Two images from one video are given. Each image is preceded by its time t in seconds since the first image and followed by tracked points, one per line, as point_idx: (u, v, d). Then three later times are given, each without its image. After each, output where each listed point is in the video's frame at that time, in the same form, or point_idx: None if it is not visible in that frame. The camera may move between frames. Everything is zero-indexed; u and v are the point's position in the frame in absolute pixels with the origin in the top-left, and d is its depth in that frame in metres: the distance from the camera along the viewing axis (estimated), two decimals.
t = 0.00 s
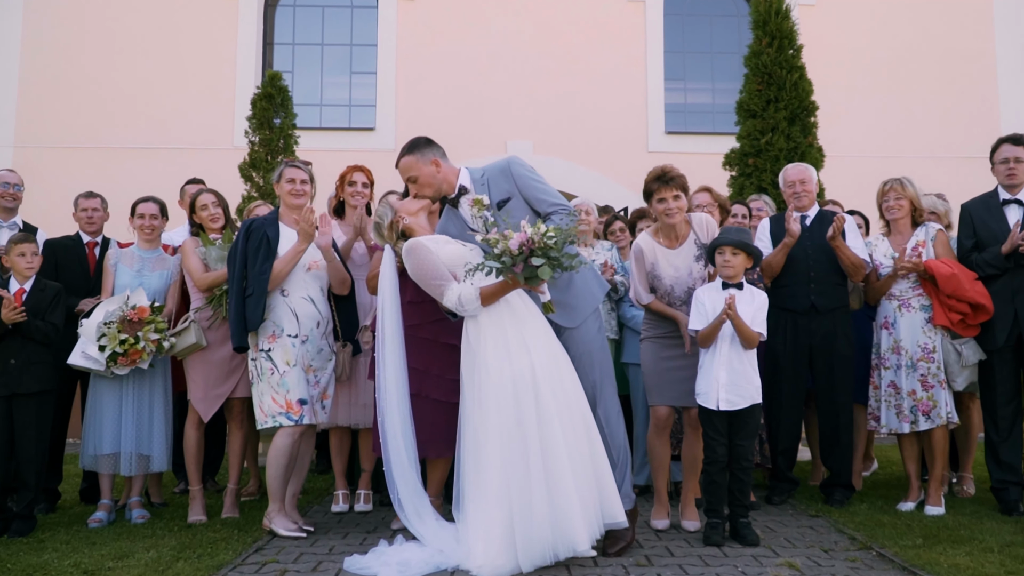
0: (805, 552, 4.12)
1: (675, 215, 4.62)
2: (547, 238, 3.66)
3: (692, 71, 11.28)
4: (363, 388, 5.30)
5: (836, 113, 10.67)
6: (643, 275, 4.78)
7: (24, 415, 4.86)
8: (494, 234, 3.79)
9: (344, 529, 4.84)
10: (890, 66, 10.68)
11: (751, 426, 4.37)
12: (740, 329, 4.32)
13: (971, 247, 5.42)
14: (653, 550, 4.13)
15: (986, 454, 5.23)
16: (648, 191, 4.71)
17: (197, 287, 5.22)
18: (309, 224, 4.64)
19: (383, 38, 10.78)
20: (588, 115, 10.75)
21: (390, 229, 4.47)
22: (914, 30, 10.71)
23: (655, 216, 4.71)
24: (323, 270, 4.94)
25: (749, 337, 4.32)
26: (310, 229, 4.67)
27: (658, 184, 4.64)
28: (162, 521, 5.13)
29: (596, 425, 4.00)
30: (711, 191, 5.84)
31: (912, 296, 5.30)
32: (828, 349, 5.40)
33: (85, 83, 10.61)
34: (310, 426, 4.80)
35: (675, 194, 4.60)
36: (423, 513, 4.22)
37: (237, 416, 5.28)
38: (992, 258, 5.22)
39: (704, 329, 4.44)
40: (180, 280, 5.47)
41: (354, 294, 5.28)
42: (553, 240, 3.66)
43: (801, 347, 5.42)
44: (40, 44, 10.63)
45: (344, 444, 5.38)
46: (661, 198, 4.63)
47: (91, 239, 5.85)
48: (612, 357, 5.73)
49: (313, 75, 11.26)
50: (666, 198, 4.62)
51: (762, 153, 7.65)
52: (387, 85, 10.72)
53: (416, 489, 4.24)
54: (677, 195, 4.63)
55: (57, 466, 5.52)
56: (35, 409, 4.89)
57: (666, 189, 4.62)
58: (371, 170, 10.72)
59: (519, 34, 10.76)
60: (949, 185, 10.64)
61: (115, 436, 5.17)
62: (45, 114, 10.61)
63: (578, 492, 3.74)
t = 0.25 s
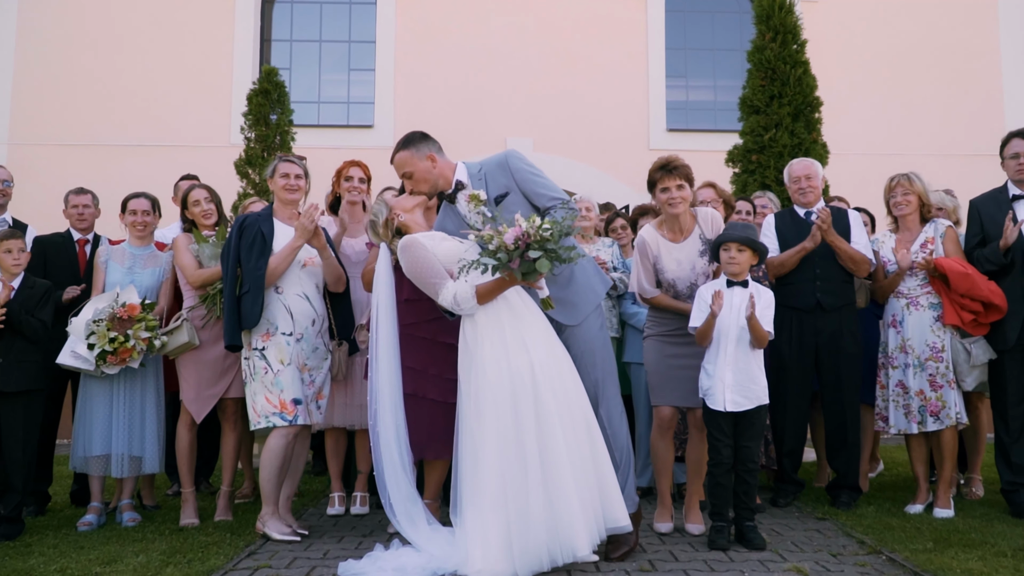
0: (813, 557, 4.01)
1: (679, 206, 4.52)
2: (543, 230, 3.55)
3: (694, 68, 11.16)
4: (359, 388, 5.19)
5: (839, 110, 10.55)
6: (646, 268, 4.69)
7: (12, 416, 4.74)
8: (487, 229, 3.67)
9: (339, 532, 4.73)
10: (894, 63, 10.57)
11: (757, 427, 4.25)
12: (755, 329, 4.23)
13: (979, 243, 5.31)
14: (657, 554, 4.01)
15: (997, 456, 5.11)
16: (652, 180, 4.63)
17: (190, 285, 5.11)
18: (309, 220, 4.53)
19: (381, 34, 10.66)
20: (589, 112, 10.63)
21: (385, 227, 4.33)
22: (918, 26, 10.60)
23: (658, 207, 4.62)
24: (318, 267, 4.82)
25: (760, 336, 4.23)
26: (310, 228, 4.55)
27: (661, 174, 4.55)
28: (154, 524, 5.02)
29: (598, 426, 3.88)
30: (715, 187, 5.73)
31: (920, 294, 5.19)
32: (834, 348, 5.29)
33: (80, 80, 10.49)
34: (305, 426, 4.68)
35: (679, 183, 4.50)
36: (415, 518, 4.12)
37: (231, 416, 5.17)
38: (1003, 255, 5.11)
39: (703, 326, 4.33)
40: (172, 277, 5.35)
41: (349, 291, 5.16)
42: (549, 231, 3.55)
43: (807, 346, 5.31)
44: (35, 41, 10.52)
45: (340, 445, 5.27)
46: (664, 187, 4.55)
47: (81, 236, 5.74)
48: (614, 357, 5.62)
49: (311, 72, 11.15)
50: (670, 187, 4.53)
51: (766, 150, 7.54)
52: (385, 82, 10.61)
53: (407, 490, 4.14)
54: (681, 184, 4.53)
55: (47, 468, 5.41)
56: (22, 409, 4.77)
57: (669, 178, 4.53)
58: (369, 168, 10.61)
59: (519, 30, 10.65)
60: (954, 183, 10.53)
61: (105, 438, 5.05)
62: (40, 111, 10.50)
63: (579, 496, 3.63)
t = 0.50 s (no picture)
0: (821, 563, 3.90)
1: (683, 197, 4.45)
2: (539, 223, 3.48)
3: (695, 66, 11.05)
4: (355, 388, 5.08)
5: (842, 108, 10.44)
6: (648, 262, 4.59)
7: None
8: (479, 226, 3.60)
9: (335, 536, 4.62)
10: (897, 60, 10.46)
11: (763, 429, 4.16)
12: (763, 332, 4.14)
13: (988, 241, 5.21)
14: (660, 560, 3.91)
15: (1006, 458, 4.96)
16: (655, 172, 4.58)
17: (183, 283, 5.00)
18: (287, 214, 4.37)
19: (380, 31, 10.56)
20: (590, 111, 10.53)
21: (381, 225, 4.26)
22: (922, 23, 10.49)
23: (661, 198, 4.54)
24: (314, 264, 4.72)
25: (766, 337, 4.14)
26: (289, 221, 4.38)
27: (664, 164, 4.50)
28: (145, 527, 4.91)
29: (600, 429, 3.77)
30: (719, 184, 5.62)
31: (929, 293, 5.09)
32: (841, 348, 5.18)
33: (75, 77, 10.39)
34: (300, 428, 4.57)
35: (683, 174, 4.45)
36: (410, 524, 4.04)
37: (225, 417, 5.06)
38: (1012, 255, 4.99)
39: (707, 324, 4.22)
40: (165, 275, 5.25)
41: (345, 289, 5.06)
42: (545, 224, 3.49)
43: (812, 346, 5.20)
44: (31, 38, 10.42)
45: (335, 447, 5.16)
46: (667, 178, 4.48)
47: (74, 233, 5.68)
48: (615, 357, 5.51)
49: (309, 69, 11.05)
50: (673, 177, 4.47)
51: (769, 148, 7.44)
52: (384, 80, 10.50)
53: (400, 489, 4.04)
54: (684, 175, 4.47)
55: (38, 469, 5.30)
56: (11, 410, 4.66)
57: (672, 169, 4.48)
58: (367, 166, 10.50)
59: (518, 27, 10.55)
60: (958, 182, 10.42)
61: (96, 439, 4.94)
62: (35, 109, 10.39)
63: (579, 500, 3.51)
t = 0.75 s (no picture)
0: (831, 570, 3.78)
1: (688, 187, 4.37)
2: (531, 215, 3.39)
3: (697, 63, 10.93)
4: (351, 390, 4.96)
5: (845, 106, 10.32)
6: (651, 255, 4.44)
7: None
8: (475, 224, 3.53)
9: (330, 541, 4.50)
10: (901, 57, 10.34)
11: (771, 431, 4.04)
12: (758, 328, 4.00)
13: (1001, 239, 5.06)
14: (665, 568, 3.78)
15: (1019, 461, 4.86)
16: (660, 163, 4.50)
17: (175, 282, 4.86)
18: (264, 212, 4.21)
19: (377, 28, 10.44)
20: (590, 109, 10.40)
21: (377, 224, 4.07)
22: (926, 20, 10.37)
23: (666, 189, 4.46)
24: (308, 262, 4.59)
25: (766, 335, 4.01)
26: (267, 218, 4.23)
27: (669, 154, 4.42)
28: (135, 533, 4.78)
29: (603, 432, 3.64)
30: (723, 180, 5.50)
31: (939, 292, 4.96)
32: (849, 348, 5.06)
33: (70, 75, 10.27)
34: (294, 431, 4.45)
35: (688, 164, 4.37)
36: (406, 532, 3.92)
37: (218, 419, 4.93)
38: None
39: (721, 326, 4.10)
40: (156, 274, 5.12)
41: (341, 288, 4.93)
42: (538, 216, 3.40)
43: (820, 346, 5.07)
44: (25, 35, 10.30)
45: (331, 450, 5.04)
46: (672, 168, 4.40)
47: (64, 231, 5.57)
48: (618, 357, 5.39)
49: (306, 67, 10.92)
50: (678, 168, 4.38)
51: (773, 144, 7.32)
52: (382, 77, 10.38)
53: (396, 496, 3.93)
54: (689, 166, 4.39)
55: (27, 473, 5.18)
56: None
57: (677, 159, 4.40)
58: (365, 165, 10.38)
59: (518, 24, 10.43)
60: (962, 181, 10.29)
61: (86, 443, 4.82)
62: (30, 107, 10.27)
63: (580, 506, 3.39)
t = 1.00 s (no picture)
0: None
1: (696, 181, 4.27)
2: (529, 211, 3.30)
3: (699, 60, 10.82)
4: (347, 391, 4.86)
5: (849, 103, 10.21)
6: (657, 250, 4.37)
7: None
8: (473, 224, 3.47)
9: (326, 546, 4.40)
10: (905, 54, 10.24)
11: (777, 434, 3.93)
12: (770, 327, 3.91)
13: (1012, 237, 4.93)
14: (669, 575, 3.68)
15: None
16: (667, 156, 4.40)
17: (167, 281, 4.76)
18: (276, 210, 4.21)
19: (376, 25, 10.33)
20: (591, 106, 10.30)
21: (373, 221, 3.92)
22: (930, 16, 10.27)
23: (673, 183, 4.36)
24: (302, 260, 4.49)
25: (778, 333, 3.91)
26: (280, 215, 4.22)
27: (676, 147, 4.32)
28: (127, 537, 4.68)
29: (607, 434, 3.53)
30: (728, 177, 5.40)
31: (948, 291, 4.86)
32: (856, 348, 4.96)
33: (65, 73, 10.17)
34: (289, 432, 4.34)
35: (696, 157, 4.28)
36: (405, 538, 3.85)
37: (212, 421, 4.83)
38: None
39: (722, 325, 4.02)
40: (149, 272, 5.02)
41: (337, 287, 4.83)
42: (535, 213, 3.31)
43: (826, 346, 4.97)
44: (20, 31, 10.19)
45: (327, 452, 4.93)
46: (680, 161, 4.30)
47: (55, 230, 5.47)
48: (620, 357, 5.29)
49: (304, 64, 10.82)
50: (685, 161, 4.28)
51: (777, 141, 7.22)
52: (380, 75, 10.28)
53: (395, 500, 3.85)
54: (697, 159, 4.29)
55: (17, 476, 5.08)
56: None
57: (685, 152, 4.29)
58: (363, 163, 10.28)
59: (518, 21, 10.32)
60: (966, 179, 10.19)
61: (76, 445, 4.71)
62: (25, 103, 10.16)
63: (582, 511, 3.29)
